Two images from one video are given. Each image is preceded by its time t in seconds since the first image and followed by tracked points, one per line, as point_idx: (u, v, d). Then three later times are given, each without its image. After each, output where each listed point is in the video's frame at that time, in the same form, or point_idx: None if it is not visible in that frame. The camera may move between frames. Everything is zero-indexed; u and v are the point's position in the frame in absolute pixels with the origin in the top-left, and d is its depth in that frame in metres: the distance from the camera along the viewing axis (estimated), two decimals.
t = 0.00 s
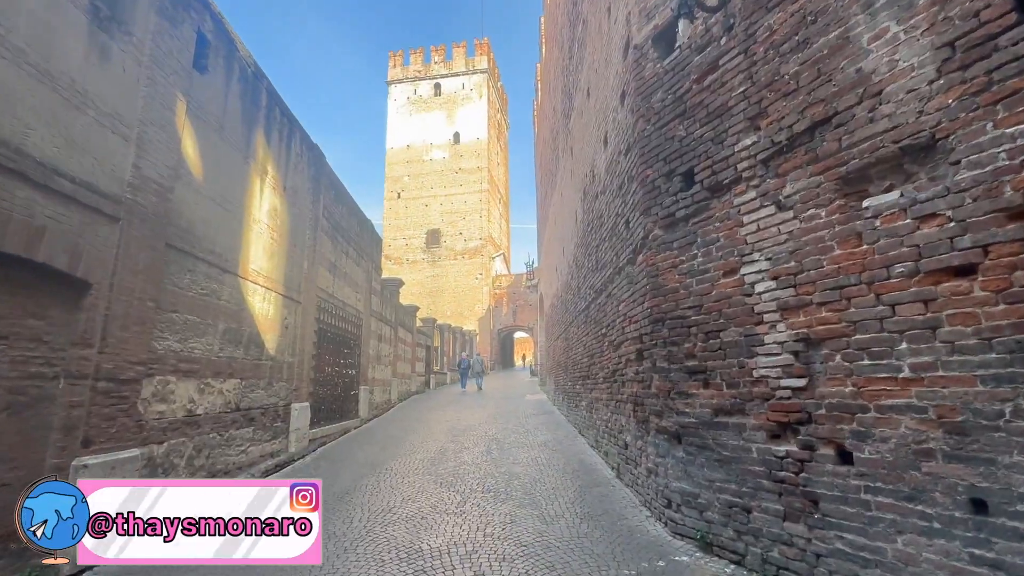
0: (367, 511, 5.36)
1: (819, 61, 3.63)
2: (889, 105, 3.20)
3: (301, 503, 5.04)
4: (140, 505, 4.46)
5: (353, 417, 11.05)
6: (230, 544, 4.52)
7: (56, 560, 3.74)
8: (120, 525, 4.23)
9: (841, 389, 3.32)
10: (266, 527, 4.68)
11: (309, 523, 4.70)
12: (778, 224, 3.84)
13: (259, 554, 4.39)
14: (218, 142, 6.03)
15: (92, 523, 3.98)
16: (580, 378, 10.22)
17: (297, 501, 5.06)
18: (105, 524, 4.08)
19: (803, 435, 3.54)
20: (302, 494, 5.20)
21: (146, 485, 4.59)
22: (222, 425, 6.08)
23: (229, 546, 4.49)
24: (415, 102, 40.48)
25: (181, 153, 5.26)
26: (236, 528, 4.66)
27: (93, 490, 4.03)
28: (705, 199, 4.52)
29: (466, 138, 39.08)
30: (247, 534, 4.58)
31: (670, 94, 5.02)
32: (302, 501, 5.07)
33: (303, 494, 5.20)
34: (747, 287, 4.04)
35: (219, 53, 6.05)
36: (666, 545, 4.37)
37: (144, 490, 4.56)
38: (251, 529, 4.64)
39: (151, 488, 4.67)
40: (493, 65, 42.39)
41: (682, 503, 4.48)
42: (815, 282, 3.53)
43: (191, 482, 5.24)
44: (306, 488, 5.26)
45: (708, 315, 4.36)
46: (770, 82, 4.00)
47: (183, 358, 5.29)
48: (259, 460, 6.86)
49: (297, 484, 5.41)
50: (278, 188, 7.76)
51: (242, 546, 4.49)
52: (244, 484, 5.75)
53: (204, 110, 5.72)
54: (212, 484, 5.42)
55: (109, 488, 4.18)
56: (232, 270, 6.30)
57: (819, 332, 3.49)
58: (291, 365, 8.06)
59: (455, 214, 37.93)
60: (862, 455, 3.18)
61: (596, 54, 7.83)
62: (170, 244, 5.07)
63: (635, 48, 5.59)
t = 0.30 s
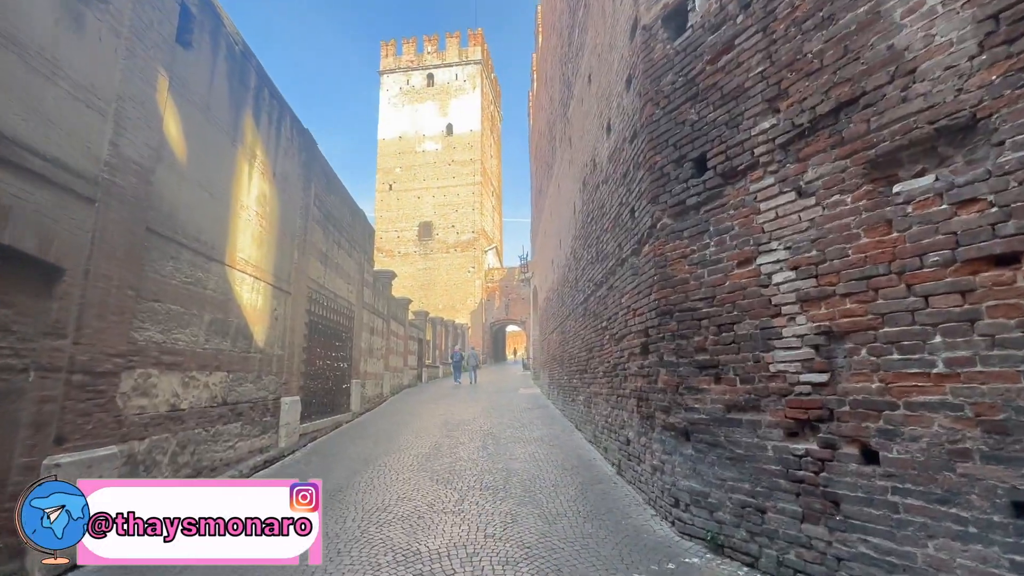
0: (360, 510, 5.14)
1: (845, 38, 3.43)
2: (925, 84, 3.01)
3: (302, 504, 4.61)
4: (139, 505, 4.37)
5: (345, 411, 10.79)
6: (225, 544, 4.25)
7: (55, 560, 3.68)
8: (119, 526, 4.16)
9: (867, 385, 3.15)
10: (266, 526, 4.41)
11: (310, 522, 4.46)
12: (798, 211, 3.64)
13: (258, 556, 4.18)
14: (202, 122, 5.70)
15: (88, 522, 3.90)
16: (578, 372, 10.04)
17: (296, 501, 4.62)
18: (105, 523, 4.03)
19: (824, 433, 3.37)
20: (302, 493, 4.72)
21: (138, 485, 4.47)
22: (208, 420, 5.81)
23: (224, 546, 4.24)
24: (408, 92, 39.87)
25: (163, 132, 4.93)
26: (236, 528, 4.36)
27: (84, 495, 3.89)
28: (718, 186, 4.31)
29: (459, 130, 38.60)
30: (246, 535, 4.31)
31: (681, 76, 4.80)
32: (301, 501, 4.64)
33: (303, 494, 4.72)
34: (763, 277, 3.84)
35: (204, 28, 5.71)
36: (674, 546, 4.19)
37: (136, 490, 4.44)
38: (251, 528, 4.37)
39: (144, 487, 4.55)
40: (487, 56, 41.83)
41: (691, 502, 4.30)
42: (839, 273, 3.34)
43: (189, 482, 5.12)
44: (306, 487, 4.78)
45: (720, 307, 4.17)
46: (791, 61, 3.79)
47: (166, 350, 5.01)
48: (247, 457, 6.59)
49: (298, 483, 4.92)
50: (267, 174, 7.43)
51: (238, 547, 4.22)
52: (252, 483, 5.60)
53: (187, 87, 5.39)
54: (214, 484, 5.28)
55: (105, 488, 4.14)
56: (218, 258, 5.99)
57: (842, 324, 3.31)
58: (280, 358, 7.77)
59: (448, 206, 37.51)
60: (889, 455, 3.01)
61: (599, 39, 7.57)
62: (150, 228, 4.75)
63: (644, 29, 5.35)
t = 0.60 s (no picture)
0: (356, 509, 4.96)
1: (872, 17, 3.25)
2: (959, 64, 2.85)
3: (303, 503, 4.42)
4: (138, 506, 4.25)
5: (339, 406, 10.58)
6: (226, 544, 4.04)
7: (56, 560, 3.60)
8: (118, 526, 4.04)
9: (892, 381, 3.00)
10: (266, 525, 4.20)
11: (310, 521, 4.26)
12: (818, 199, 3.47)
13: (261, 555, 3.98)
14: (190, 105, 5.44)
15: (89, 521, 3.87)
16: (576, 367, 9.89)
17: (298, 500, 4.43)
18: (105, 523, 3.97)
19: (844, 432, 3.22)
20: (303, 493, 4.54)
21: (135, 485, 4.39)
22: (198, 415, 5.59)
23: (225, 546, 4.03)
24: (402, 84, 39.36)
25: (148, 113, 4.68)
26: (235, 527, 4.16)
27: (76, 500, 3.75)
28: (731, 174, 4.14)
29: (454, 122, 38.18)
30: (246, 534, 4.12)
31: (693, 59, 4.61)
32: (303, 501, 4.44)
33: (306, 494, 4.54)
34: (780, 269, 3.68)
35: (192, 5, 5.44)
36: (683, 547, 4.05)
37: (134, 490, 4.35)
38: (250, 527, 4.16)
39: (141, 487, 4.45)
40: (483, 47, 41.36)
41: (700, 501, 4.15)
42: (863, 264, 3.19)
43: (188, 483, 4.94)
44: (308, 487, 4.62)
45: (733, 300, 4.00)
46: (812, 41, 3.61)
47: (152, 343, 4.78)
48: (238, 453, 6.38)
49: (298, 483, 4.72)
50: (259, 161, 7.17)
51: (239, 547, 4.02)
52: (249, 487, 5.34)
53: (174, 67, 5.13)
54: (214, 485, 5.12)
55: (104, 488, 4.09)
56: (207, 247, 5.75)
57: (865, 318, 3.16)
58: (272, 351, 7.54)
59: (442, 199, 37.14)
60: (916, 455, 2.87)
61: (603, 24, 7.35)
62: (134, 215, 4.50)
63: (653, 11, 5.15)
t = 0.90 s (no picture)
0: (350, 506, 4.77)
1: None
2: (996, 31, 2.66)
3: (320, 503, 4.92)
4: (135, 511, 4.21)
5: (333, 400, 10.36)
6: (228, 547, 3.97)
7: (57, 560, 3.58)
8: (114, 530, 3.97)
9: (921, 372, 2.83)
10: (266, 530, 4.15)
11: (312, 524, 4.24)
12: (840, 179, 3.28)
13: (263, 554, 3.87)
14: (175, 84, 5.18)
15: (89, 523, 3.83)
16: (575, 360, 9.72)
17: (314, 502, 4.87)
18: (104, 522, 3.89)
19: (867, 425, 3.05)
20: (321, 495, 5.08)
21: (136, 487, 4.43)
22: (185, 410, 5.37)
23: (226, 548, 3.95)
24: (397, 76, 38.90)
25: (128, 89, 4.42)
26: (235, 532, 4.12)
27: (41, 502, 3.48)
28: (744, 156, 3.93)
29: (450, 116, 37.80)
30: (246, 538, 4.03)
31: (703, 37, 4.39)
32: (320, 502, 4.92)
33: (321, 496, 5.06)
34: (796, 254, 3.49)
35: None
36: (692, 546, 3.87)
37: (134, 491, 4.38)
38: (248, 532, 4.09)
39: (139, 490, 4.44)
40: (479, 40, 40.92)
41: (709, 498, 3.96)
42: (889, 248, 3.00)
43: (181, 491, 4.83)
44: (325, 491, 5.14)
45: (746, 288, 3.81)
46: (834, 13, 3.41)
47: (134, 334, 4.55)
48: (227, 449, 6.16)
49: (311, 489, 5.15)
50: (248, 146, 6.90)
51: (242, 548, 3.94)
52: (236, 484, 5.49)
53: (156, 42, 4.86)
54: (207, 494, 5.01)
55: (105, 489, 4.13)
56: (192, 234, 5.49)
57: (891, 305, 2.98)
58: (263, 344, 7.30)
59: (438, 193, 36.80)
60: (947, 450, 2.70)
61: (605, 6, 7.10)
62: (112, 197, 4.23)
63: None
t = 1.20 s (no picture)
0: (335, 514, 4.51)
1: None
2: None
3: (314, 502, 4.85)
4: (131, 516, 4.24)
5: (322, 399, 10.06)
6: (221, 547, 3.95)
7: (57, 560, 3.62)
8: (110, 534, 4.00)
9: (951, 373, 2.62)
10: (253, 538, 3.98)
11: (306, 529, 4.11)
12: (860, 166, 3.06)
13: (252, 556, 3.79)
14: (148, 66, 4.87)
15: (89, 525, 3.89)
16: (572, 358, 9.48)
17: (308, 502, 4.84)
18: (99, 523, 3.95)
19: (891, 431, 2.84)
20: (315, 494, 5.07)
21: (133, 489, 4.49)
22: (162, 412, 5.09)
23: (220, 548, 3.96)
24: (389, 70, 38.35)
25: (93, 68, 4.11)
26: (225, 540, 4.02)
27: (10, 509, 3.30)
28: (754, 142, 3.70)
29: (442, 110, 37.34)
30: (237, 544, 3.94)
31: (709, 17, 4.14)
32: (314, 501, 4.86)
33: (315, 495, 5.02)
34: (812, 246, 3.26)
35: None
36: (698, 555, 3.66)
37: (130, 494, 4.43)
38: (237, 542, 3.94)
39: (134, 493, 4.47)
40: (472, 34, 40.45)
41: (715, 505, 3.75)
42: (915, 239, 2.78)
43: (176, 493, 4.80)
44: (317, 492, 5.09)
45: (756, 283, 3.58)
46: None
47: (103, 332, 4.26)
48: (209, 452, 5.87)
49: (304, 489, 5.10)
50: (229, 134, 6.57)
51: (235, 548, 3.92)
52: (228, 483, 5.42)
53: (126, 20, 4.54)
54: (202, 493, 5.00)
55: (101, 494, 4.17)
56: (167, 226, 5.17)
57: (917, 300, 2.76)
58: (247, 342, 6.99)
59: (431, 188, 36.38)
60: (980, 458, 2.50)
61: None
62: (73, 184, 3.91)
63: None
